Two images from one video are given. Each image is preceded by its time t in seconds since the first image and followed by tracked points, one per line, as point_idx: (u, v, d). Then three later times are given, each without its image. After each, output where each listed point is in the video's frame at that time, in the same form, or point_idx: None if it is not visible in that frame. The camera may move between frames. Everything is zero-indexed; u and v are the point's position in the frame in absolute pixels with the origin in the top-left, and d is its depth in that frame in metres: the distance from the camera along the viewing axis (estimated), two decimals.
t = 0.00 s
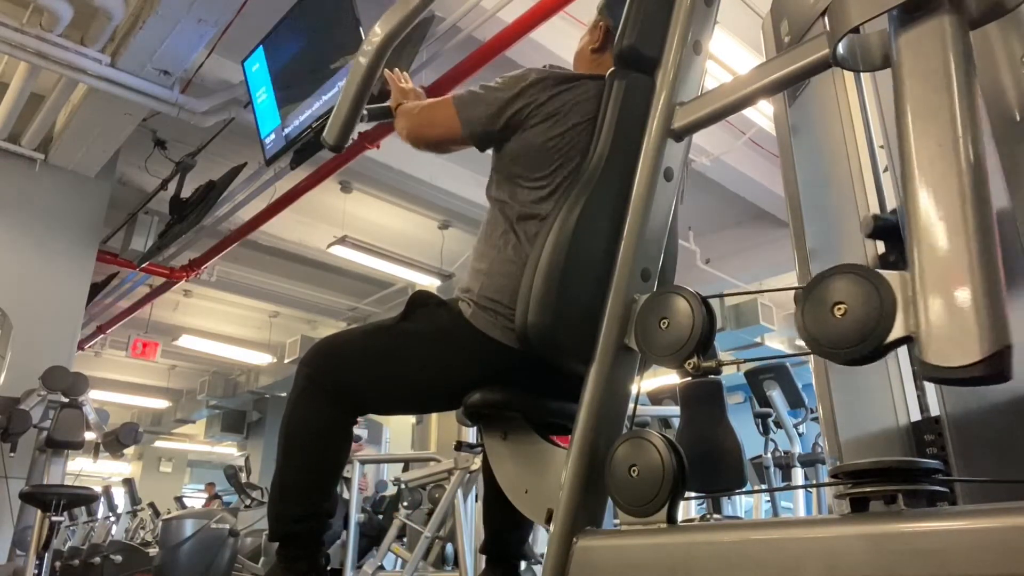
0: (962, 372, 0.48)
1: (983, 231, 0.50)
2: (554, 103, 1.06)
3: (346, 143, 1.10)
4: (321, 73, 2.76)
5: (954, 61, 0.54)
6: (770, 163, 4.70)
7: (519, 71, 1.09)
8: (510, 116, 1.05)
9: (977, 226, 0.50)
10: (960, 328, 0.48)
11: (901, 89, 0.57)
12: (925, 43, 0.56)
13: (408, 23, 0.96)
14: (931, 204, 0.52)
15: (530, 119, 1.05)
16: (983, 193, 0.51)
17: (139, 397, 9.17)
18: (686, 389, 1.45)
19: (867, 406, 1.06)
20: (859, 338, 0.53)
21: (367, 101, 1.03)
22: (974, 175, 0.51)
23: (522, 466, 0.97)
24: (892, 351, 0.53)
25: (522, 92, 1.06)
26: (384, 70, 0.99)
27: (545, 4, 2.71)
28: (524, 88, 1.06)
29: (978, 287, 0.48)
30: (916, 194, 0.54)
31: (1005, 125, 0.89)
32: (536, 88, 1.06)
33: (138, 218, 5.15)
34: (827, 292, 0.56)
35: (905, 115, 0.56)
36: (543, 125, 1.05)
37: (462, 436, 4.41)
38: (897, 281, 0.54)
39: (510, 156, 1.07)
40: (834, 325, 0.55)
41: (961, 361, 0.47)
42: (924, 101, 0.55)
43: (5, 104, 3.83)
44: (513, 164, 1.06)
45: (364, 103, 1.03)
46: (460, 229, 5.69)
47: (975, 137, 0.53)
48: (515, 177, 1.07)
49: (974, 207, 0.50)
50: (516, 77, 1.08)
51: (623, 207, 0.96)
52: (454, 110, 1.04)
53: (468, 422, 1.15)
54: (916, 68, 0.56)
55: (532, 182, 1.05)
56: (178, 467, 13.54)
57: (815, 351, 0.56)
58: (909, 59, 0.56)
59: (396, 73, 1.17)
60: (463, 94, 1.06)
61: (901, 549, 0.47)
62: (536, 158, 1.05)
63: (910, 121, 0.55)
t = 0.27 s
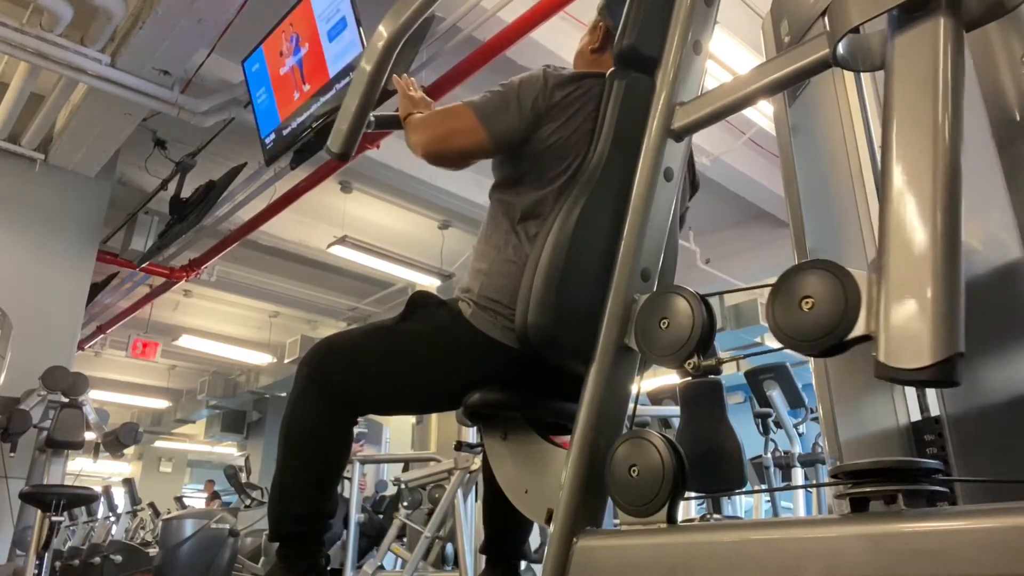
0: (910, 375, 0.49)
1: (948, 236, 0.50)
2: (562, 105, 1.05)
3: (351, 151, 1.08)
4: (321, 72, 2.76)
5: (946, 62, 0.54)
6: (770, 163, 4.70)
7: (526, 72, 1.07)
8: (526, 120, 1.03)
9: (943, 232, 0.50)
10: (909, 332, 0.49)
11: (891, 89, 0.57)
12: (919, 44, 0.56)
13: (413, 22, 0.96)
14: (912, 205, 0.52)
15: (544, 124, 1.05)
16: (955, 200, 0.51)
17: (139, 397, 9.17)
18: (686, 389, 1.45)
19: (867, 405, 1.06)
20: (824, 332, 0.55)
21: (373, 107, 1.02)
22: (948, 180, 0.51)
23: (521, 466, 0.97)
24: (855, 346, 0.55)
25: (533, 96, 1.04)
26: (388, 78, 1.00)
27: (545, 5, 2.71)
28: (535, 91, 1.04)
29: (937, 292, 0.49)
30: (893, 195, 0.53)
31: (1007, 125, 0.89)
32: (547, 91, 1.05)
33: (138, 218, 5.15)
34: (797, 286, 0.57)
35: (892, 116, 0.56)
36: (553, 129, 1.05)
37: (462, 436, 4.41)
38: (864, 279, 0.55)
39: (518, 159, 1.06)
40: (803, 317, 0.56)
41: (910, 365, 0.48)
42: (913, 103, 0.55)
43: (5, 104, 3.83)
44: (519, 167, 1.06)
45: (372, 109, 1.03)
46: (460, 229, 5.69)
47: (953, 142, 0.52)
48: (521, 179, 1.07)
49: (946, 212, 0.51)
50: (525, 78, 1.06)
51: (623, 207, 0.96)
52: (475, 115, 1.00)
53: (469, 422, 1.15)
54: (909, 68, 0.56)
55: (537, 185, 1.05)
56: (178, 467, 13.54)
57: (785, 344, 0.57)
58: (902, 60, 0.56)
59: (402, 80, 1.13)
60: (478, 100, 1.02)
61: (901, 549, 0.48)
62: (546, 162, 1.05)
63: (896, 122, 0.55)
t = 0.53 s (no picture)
0: (928, 373, 0.48)
1: (958, 234, 0.50)
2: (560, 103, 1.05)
3: (349, 149, 1.10)
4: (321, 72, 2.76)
5: (949, 62, 0.54)
6: (770, 163, 4.70)
7: (523, 69, 1.07)
8: (521, 116, 1.04)
9: (952, 229, 0.50)
10: (922, 331, 0.49)
11: (894, 89, 0.57)
12: (921, 44, 0.56)
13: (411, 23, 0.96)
14: (919, 205, 0.52)
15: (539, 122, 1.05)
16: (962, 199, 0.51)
17: (139, 397, 9.17)
18: (686, 389, 1.45)
19: (867, 405, 1.06)
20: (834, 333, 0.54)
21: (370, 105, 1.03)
22: (954, 179, 0.51)
23: (521, 466, 0.97)
24: (865, 347, 0.54)
25: (528, 95, 1.04)
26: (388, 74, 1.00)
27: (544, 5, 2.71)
28: (531, 88, 1.04)
29: (948, 289, 0.49)
30: (899, 196, 0.54)
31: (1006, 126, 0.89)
32: (544, 89, 1.05)
33: (138, 218, 5.14)
34: (807, 287, 0.57)
35: (896, 115, 0.56)
36: (552, 126, 1.05)
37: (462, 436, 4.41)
38: (873, 280, 0.55)
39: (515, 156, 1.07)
40: (812, 319, 0.56)
41: (922, 364, 0.48)
42: (917, 102, 0.55)
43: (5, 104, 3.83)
44: (518, 165, 1.07)
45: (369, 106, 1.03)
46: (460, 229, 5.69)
47: (958, 141, 0.52)
48: (517, 176, 1.07)
49: (953, 211, 0.51)
50: (521, 76, 1.06)
51: (623, 208, 0.96)
52: (465, 110, 1.02)
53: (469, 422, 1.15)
54: (911, 69, 0.56)
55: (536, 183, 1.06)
56: (178, 467, 13.54)
57: (794, 346, 0.57)
58: (906, 60, 0.56)
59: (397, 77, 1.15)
60: (471, 95, 1.03)
61: (901, 550, 0.47)
62: (544, 160, 1.05)
63: (899, 122, 0.55)
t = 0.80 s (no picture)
0: (1009, 364, 0.47)
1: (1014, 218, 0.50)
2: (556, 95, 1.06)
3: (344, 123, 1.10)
4: (320, 72, 2.76)
5: (961, 57, 0.54)
6: (770, 163, 4.70)
7: (523, 63, 1.11)
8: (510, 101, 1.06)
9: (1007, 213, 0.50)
10: (998, 320, 0.48)
11: (908, 86, 0.57)
12: (930, 41, 0.56)
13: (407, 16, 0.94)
14: (950, 204, 0.52)
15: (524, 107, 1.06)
16: (1011, 183, 0.50)
17: (139, 397, 9.17)
18: (687, 389, 1.45)
19: (867, 406, 1.06)
20: (899, 338, 0.52)
21: (364, 87, 1.03)
22: (999, 166, 0.51)
23: (521, 465, 0.97)
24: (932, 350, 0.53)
25: (525, 83, 1.07)
26: (384, 54, 0.98)
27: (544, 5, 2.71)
28: (529, 79, 1.07)
29: (1017, 275, 0.48)
30: (936, 191, 0.53)
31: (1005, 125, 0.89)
32: (538, 79, 1.07)
33: (138, 218, 5.15)
34: (857, 295, 0.55)
35: (918, 110, 0.56)
36: (542, 115, 1.05)
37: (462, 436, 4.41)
38: (930, 280, 0.54)
39: (506, 147, 1.06)
40: (867, 326, 0.54)
41: (1006, 355, 0.47)
42: (935, 95, 0.55)
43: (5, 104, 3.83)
44: (511, 157, 1.06)
45: (363, 87, 1.03)
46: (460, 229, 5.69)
47: (993, 129, 0.52)
48: (512, 170, 1.06)
49: (1003, 198, 0.50)
50: (524, 68, 1.10)
51: (623, 207, 0.96)
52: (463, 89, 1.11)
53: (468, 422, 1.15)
54: (924, 66, 0.56)
55: (529, 176, 1.05)
56: (178, 467, 13.54)
57: (850, 357, 0.55)
58: (917, 58, 0.56)
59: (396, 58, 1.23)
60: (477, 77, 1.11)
61: (900, 549, 0.47)
62: (535, 149, 1.05)
63: (923, 116, 0.55)
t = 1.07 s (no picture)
0: (1009, 365, 0.47)
1: (1013, 218, 0.50)
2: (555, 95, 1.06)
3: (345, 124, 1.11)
4: (320, 72, 2.76)
5: (961, 58, 0.54)
6: (770, 163, 4.70)
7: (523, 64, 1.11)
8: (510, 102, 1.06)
9: (1005, 214, 0.50)
10: (998, 320, 0.48)
11: (909, 87, 0.57)
12: (929, 42, 0.56)
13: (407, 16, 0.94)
14: (951, 205, 0.52)
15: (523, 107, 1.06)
16: (1010, 184, 0.50)
17: (139, 397, 9.17)
18: (686, 389, 1.45)
19: (867, 406, 1.06)
20: (898, 339, 0.52)
21: (364, 87, 1.03)
22: (999, 167, 0.51)
23: (521, 465, 0.97)
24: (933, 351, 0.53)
25: (525, 84, 1.07)
26: (384, 53, 0.97)
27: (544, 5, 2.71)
28: (529, 79, 1.07)
29: (1015, 275, 0.48)
30: (936, 192, 0.53)
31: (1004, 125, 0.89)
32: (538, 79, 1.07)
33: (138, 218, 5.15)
34: (857, 294, 0.55)
35: (918, 111, 0.56)
36: (541, 115, 1.05)
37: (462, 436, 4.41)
38: (931, 280, 0.54)
39: (506, 148, 1.06)
40: (867, 327, 0.54)
41: (1005, 356, 0.47)
42: (935, 95, 0.55)
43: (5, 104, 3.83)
44: (511, 158, 1.06)
45: (363, 87, 1.03)
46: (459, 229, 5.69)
47: (993, 130, 0.52)
48: (511, 171, 1.06)
49: (1002, 199, 0.50)
50: (523, 69, 1.10)
51: (624, 207, 0.96)
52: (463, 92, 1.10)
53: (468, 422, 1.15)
54: (923, 66, 0.56)
55: (529, 178, 1.05)
56: (177, 467, 13.54)
57: (849, 356, 0.55)
58: (917, 58, 0.56)
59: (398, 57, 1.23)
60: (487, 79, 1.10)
61: (901, 550, 0.47)
62: (534, 150, 1.05)
63: (924, 117, 0.55)
